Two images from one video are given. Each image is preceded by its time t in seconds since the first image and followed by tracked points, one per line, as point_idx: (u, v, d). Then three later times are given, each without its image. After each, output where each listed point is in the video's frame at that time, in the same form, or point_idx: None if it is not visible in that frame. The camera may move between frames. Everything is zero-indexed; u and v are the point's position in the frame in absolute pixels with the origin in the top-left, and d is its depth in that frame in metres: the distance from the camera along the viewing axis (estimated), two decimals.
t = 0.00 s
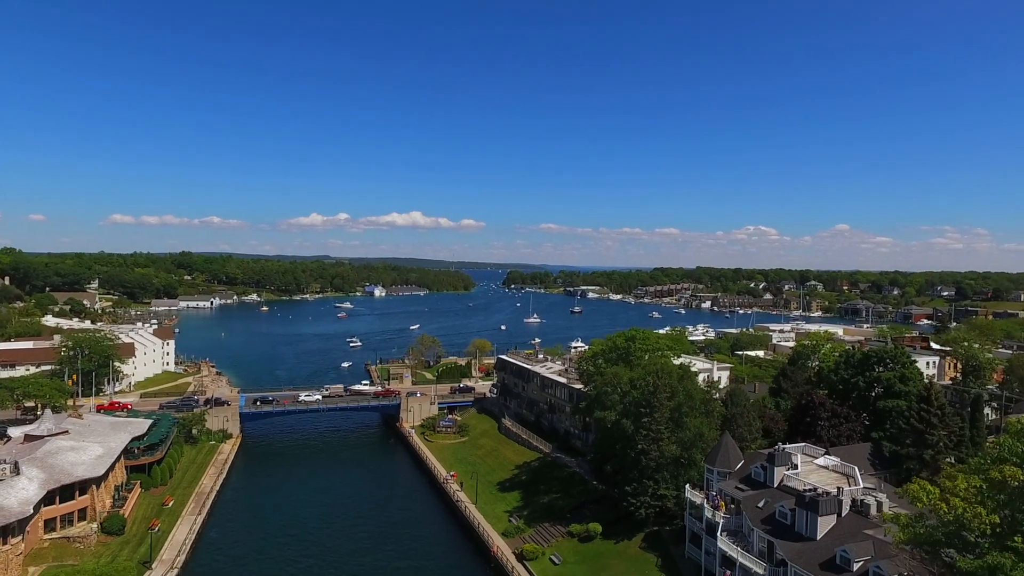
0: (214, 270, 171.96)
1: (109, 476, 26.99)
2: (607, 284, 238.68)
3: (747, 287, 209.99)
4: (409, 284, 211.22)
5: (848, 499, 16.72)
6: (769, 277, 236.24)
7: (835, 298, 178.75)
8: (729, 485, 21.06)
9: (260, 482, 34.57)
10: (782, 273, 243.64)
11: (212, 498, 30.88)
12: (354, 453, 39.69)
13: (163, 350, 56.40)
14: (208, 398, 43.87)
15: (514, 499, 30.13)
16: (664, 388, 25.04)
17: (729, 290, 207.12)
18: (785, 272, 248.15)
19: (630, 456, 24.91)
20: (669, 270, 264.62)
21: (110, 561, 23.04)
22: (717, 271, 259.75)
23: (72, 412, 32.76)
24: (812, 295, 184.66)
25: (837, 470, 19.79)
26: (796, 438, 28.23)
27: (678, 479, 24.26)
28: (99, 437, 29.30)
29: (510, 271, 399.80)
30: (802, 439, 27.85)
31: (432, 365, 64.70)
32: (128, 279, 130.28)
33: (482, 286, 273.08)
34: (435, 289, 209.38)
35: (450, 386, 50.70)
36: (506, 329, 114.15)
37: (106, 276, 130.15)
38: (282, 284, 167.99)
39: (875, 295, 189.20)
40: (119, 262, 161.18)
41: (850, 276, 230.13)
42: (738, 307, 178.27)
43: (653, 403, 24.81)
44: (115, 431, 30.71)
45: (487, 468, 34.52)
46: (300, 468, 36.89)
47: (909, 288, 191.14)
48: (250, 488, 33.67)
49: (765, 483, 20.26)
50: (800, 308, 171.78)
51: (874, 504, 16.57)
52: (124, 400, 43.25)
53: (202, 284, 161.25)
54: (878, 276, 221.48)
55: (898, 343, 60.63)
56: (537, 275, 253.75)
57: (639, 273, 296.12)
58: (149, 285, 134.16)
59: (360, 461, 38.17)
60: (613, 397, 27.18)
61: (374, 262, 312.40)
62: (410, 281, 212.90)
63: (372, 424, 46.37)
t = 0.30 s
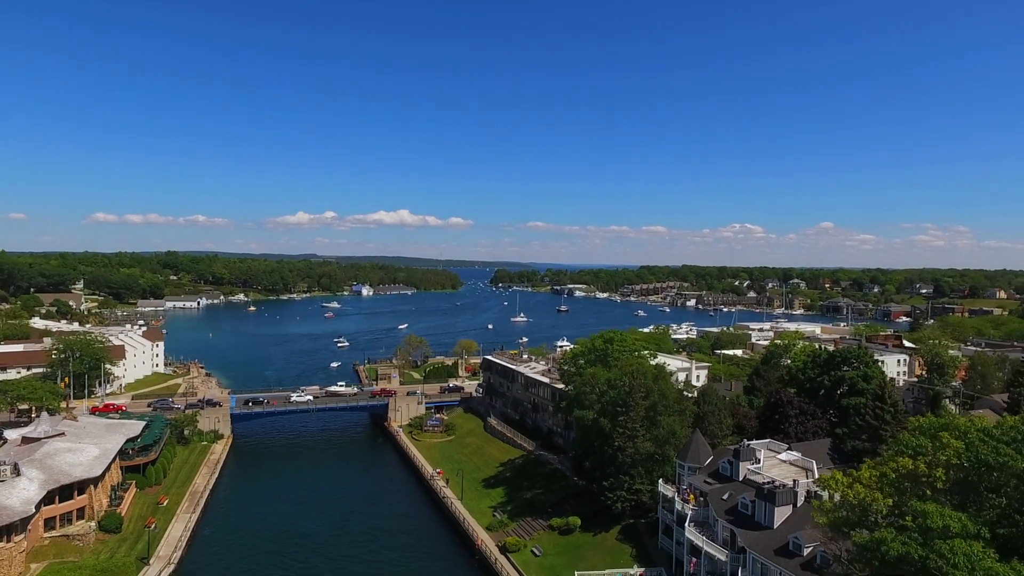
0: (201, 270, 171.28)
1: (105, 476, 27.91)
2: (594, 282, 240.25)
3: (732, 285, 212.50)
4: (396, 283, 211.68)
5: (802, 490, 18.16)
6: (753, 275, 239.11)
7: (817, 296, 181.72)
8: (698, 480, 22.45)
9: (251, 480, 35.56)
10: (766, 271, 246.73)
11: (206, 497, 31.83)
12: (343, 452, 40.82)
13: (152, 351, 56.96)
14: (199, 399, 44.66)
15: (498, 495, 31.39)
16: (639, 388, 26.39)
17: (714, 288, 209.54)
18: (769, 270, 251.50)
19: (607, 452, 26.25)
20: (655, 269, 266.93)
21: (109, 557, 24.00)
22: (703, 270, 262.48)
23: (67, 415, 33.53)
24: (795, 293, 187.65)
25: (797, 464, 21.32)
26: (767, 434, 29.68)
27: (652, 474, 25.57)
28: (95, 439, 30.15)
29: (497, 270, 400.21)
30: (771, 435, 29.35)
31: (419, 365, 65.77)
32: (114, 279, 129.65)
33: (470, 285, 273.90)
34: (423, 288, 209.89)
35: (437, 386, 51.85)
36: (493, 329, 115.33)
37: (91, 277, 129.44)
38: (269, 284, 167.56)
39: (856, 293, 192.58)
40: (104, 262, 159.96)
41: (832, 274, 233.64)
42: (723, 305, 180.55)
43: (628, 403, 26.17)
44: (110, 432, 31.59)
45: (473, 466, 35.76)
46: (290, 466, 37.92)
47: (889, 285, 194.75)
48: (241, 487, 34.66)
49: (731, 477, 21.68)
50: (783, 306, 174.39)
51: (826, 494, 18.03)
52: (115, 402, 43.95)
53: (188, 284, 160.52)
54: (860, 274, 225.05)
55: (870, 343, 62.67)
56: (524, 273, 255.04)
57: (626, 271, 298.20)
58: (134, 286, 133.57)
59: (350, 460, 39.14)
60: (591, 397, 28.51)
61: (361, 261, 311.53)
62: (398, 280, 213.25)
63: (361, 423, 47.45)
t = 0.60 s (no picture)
0: (186, 270, 170.64)
1: (100, 476, 28.78)
2: (580, 281, 242.13)
3: (716, 283, 215.30)
4: (383, 282, 212.14)
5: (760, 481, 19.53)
6: (738, 273, 242.16)
7: (799, 294, 184.64)
8: (669, 475, 23.82)
9: (242, 479, 36.53)
10: (750, 269, 250.06)
11: (198, 496, 32.74)
12: (331, 450, 41.93)
13: (141, 353, 57.56)
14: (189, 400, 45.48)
15: (482, 491, 32.65)
16: (615, 387, 27.71)
17: (698, 287, 212.20)
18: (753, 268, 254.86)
19: (585, 450, 27.53)
20: (641, 267, 269.28)
21: (106, 554, 24.95)
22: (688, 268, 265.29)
23: (60, 417, 34.30)
24: (778, 291, 190.43)
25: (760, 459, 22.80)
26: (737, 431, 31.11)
27: (628, 469, 26.89)
28: (89, 440, 30.99)
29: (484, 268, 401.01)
30: (741, 431, 30.79)
31: (407, 365, 66.86)
32: (99, 280, 129.22)
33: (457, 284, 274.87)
34: (410, 287, 210.57)
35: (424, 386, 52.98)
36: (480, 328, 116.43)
37: (76, 277, 128.95)
38: (256, 284, 167.37)
39: (838, 290, 196.03)
40: (88, 262, 159.03)
41: (814, 272, 237.27)
42: (707, 303, 182.99)
43: (605, 402, 27.47)
44: (103, 434, 32.42)
45: (458, 463, 36.97)
46: (280, 465, 38.96)
47: (869, 283, 198.51)
48: (232, 485, 35.61)
49: (699, 471, 23.06)
50: (766, 304, 177.17)
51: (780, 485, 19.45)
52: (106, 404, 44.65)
53: (174, 284, 160.09)
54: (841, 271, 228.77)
55: (844, 341, 64.64)
56: (511, 272, 256.46)
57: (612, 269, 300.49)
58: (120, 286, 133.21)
59: (340, 459, 40.10)
60: (570, 396, 29.82)
61: (348, 261, 311.17)
62: (385, 279, 213.70)
63: (349, 422, 48.53)
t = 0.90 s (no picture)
0: (171, 270, 170.00)
1: (93, 476, 29.67)
2: (567, 279, 243.76)
3: (700, 281, 217.77)
4: (370, 281, 212.33)
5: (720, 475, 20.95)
6: (722, 272, 245.06)
7: (780, 292, 187.53)
8: (641, 470, 25.20)
9: (232, 477, 37.49)
10: (734, 267, 253.04)
11: (189, 494, 33.65)
12: (319, 449, 43.00)
13: (129, 354, 58.10)
14: (178, 402, 46.24)
15: (465, 487, 33.87)
16: (592, 387, 29.05)
17: (683, 285, 214.60)
18: (736, 266, 257.90)
19: (564, 447, 28.87)
20: (627, 266, 271.48)
21: (102, 550, 25.90)
22: (673, 266, 267.79)
23: (53, 419, 35.04)
24: (761, 289, 193.20)
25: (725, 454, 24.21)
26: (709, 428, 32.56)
27: (604, 465, 28.26)
28: (82, 442, 31.81)
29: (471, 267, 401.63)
30: (713, 429, 32.28)
31: (393, 365, 67.92)
32: (83, 280, 128.64)
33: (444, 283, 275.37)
34: (397, 287, 211.01)
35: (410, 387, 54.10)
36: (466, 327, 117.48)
37: (59, 278, 128.22)
38: (242, 284, 166.91)
39: (819, 288, 199.40)
40: (71, 263, 157.85)
41: (796, 270, 240.73)
42: (692, 301, 185.38)
43: (582, 401, 28.84)
44: (95, 435, 33.26)
45: (442, 461, 38.13)
46: (269, 463, 39.93)
47: (850, 282, 202.06)
48: (223, 483, 36.56)
49: (669, 466, 24.47)
50: (749, 302, 179.80)
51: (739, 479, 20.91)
52: (95, 405, 45.32)
53: (158, 284, 159.42)
54: (822, 270, 232.37)
55: (819, 339, 66.64)
56: (498, 270, 257.52)
57: (599, 267, 302.45)
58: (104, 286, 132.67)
59: (329, 459, 41.06)
60: (549, 396, 31.14)
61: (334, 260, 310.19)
62: (371, 278, 213.99)
63: (336, 421, 49.51)
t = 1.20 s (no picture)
0: (155, 270, 169.27)
1: (85, 475, 30.65)
2: (552, 277, 245.49)
3: (682, 279, 220.74)
4: (355, 281, 212.65)
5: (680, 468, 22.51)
6: (704, 270, 248.41)
7: (761, 290, 190.84)
8: (612, 464, 26.74)
9: (221, 476, 38.48)
10: (716, 265, 256.54)
11: (179, 493, 34.63)
12: (306, 448, 44.11)
13: (115, 356, 58.74)
14: (166, 403, 47.12)
15: (447, 483, 35.27)
16: (566, 386, 30.58)
17: (666, 283, 217.32)
18: (719, 264, 261.41)
19: (540, 443, 30.37)
20: (611, 264, 273.93)
21: (97, 546, 26.96)
22: (656, 264, 270.68)
23: (44, 420, 35.91)
24: (741, 287, 196.35)
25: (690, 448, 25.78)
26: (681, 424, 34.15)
27: (578, 460, 29.80)
28: (74, 442, 32.74)
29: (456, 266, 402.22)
30: (684, 426, 33.92)
31: (378, 365, 69.13)
32: (65, 281, 128.11)
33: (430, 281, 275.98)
34: (382, 286, 211.58)
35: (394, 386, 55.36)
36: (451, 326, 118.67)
37: (41, 279, 127.52)
38: (226, 284, 166.34)
39: (798, 286, 203.09)
40: (52, 263, 156.64)
41: (777, 268, 244.75)
42: (674, 299, 188.05)
43: (557, 399, 30.37)
44: (87, 435, 34.20)
45: (425, 458, 39.48)
46: (257, 462, 40.97)
47: (828, 279, 205.96)
48: (213, 482, 37.56)
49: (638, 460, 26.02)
50: (730, 300, 182.91)
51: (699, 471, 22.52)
52: (83, 406, 46.08)
53: (142, 285, 158.78)
54: (802, 268, 236.56)
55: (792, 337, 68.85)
56: (483, 269, 258.67)
57: (583, 266, 304.65)
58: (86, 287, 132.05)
59: (316, 457, 42.13)
60: (527, 395, 32.61)
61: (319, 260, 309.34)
62: (357, 278, 214.30)
63: (322, 421, 50.59)
